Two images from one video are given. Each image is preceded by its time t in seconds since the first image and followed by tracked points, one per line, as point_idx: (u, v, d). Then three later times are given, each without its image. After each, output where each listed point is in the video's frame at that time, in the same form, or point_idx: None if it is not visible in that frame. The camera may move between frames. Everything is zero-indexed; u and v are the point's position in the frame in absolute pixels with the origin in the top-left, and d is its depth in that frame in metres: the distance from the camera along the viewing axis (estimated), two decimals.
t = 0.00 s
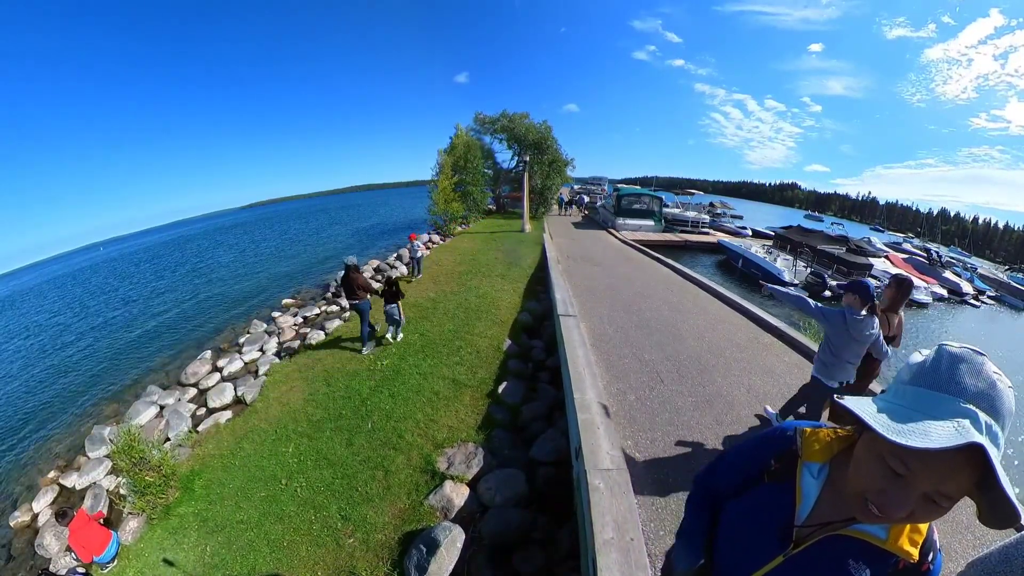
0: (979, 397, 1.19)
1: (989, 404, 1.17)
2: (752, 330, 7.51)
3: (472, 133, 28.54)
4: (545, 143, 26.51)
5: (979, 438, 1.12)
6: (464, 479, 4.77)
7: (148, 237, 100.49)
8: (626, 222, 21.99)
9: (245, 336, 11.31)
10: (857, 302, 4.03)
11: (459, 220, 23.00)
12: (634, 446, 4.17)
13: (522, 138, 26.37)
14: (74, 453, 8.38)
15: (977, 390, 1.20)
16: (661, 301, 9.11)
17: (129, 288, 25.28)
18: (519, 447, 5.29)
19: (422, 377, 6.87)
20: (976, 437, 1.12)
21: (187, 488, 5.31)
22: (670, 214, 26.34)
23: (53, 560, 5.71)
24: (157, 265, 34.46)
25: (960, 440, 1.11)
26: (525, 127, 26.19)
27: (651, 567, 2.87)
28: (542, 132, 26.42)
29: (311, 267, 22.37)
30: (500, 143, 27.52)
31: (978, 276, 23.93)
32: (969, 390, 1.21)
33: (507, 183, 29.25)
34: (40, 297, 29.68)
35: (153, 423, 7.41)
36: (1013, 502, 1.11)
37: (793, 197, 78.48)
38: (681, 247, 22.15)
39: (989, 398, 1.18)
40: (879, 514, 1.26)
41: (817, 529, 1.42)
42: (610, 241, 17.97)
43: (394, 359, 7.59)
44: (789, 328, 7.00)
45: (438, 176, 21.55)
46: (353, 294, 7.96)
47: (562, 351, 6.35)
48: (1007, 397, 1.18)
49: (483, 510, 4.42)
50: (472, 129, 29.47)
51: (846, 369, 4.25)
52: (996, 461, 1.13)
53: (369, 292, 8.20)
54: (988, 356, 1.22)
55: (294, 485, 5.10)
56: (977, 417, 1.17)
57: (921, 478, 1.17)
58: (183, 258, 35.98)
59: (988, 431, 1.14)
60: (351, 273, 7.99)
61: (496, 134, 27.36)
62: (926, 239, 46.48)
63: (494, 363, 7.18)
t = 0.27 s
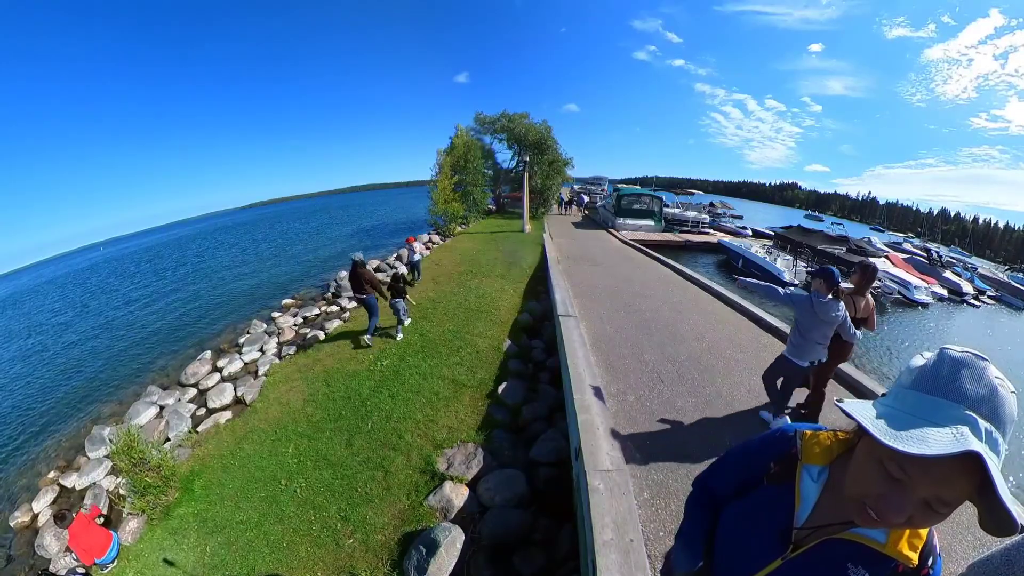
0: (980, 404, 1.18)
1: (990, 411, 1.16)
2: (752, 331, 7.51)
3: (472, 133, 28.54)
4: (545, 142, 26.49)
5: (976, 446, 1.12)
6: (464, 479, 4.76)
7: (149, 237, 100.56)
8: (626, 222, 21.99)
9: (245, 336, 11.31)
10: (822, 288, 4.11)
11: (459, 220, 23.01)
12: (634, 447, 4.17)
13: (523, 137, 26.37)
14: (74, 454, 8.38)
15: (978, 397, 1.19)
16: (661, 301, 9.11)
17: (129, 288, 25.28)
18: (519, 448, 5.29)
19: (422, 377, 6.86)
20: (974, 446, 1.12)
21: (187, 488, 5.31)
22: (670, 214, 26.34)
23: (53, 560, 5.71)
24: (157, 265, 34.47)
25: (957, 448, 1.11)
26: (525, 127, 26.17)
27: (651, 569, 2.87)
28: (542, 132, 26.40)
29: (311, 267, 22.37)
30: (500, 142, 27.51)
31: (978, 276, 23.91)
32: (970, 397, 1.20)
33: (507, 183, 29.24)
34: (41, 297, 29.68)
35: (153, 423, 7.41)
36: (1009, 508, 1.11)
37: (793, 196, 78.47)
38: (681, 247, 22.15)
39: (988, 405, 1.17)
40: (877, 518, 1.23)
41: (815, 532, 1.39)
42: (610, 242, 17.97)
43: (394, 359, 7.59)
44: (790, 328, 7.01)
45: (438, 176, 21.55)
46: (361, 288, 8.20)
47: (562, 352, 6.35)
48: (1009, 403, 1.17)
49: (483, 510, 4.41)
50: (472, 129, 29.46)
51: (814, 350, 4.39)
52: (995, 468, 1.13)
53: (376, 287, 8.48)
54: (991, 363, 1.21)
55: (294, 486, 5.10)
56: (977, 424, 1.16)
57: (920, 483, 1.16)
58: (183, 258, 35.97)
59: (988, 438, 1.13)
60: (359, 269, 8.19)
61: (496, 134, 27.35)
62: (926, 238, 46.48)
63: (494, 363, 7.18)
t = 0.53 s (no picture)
0: (977, 404, 1.17)
1: (988, 411, 1.15)
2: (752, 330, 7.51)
3: (472, 133, 28.52)
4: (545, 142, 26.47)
5: (973, 447, 1.12)
6: (464, 479, 4.77)
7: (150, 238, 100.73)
8: (626, 222, 21.99)
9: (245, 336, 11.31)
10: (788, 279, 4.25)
11: (459, 220, 23.01)
12: (634, 447, 4.17)
13: (522, 137, 26.36)
14: (74, 454, 8.38)
15: (976, 396, 1.18)
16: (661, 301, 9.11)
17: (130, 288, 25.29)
18: (519, 448, 5.29)
19: (422, 377, 6.86)
20: (970, 447, 1.12)
21: (187, 488, 5.31)
22: (670, 214, 26.33)
23: (53, 560, 5.71)
24: (157, 265, 34.48)
25: (954, 448, 1.10)
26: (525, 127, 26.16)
27: (651, 569, 2.87)
28: (542, 132, 26.39)
29: (311, 267, 22.35)
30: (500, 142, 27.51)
31: (978, 275, 23.91)
32: (968, 397, 1.18)
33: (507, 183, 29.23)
34: (41, 297, 29.70)
35: (153, 423, 7.41)
36: (1007, 508, 1.10)
37: (793, 196, 78.48)
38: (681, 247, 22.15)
39: (986, 405, 1.16)
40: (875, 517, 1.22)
41: (813, 532, 1.40)
42: (610, 242, 17.98)
43: (394, 359, 7.58)
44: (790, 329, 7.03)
45: (438, 176, 21.56)
46: (366, 282, 8.50)
47: (562, 351, 6.36)
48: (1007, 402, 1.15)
49: (483, 510, 4.41)
50: (472, 129, 29.43)
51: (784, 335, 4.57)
52: (992, 470, 1.12)
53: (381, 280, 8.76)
54: (991, 362, 1.19)
55: (294, 485, 5.10)
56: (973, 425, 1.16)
57: (917, 483, 1.15)
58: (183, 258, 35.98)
59: (985, 437, 1.13)
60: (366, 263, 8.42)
61: (496, 134, 27.34)
62: (926, 238, 46.50)
63: (494, 363, 7.18)
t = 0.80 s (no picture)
0: (972, 419, 1.16)
1: (981, 426, 1.14)
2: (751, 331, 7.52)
3: (472, 133, 28.54)
4: (545, 142, 26.47)
5: (962, 464, 1.11)
6: (462, 480, 4.78)
7: (150, 237, 100.79)
8: (626, 222, 21.98)
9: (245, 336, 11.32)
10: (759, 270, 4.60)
11: (459, 220, 23.02)
12: (631, 448, 4.17)
13: (522, 137, 26.36)
14: (75, 454, 8.40)
15: (970, 411, 1.15)
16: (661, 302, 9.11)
17: (130, 288, 25.32)
18: (518, 449, 5.30)
19: (422, 378, 6.86)
20: (960, 464, 1.11)
21: (186, 489, 5.32)
22: (670, 214, 26.32)
23: (53, 560, 5.73)
24: (158, 265, 34.51)
25: (941, 466, 1.10)
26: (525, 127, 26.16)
27: (648, 570, 2.88)
28: (542, 132, 26.39)
29: (311, 268, 22.36)
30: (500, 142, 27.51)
31: (978, 275, 23.90)
32: (962, 410, 1.16)
33: (507, 183, 29.24)
34: (42, 297, 29.74)
35: (153, 424, 7.42)
36: (996, 529, 1.10)
37: (793, 196, 78.40)
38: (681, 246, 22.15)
39: (981, 420, 1.14)
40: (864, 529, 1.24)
41: (805, 539, 1.37)
42: (610, 242, 17.98)
43: (393, 360, 7.58)
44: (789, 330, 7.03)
45: (438, 176, 21.56)
46: (373, 278, 8.75)
47: (561, 352, 6.37)
48: (1005, 417, 1.13)
49: (481, 511, 4.43)
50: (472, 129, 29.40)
51: (754, 322, 4.87)
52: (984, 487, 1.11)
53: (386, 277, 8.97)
54: (988, 375, 1.16)
55: (294, 486, 5.10)
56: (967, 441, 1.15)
57: (908, 499, 1.15)
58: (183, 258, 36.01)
59: (978, 454, 1.13)
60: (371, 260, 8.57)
61: (496, 134, 27.35)
62: (926, 238, 46.44)
63: (494, 364, 7.19)
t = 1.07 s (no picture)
0: (935, 427, 1.19)
1: (944, 434, 1.17)
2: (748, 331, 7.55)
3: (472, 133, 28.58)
4: (545, 142, 26.52)
5: (920, 470, 1.14)
6: (458, 479, 4.84)
7: (151, 237, 100.98)
8: (626, 222, 22.02)
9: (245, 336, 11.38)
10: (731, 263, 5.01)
11: (459, 220, 23.06)
12: (624, 448, 4.21)
13: (522, 137, 26.41)
14: (75, 453, 8.46)
15: (934, 418, 1.18)
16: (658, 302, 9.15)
17: (131, 288, 25.40)
18: (514, 448, 5.33)
19: (420, 378, 6.91)
20: (917, 470, 1.14)
21: (186, 487, 5.37)
22: (670, 213, 26.35)
23: (53, 558, 5.78)
24: (159, 265, 34.61)
25: (899, 473, 1.13)
26: (525, 127, 26.20)
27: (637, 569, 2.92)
28: (542, 132, 26.43)
29: (311, 268, 22.42)
30: (500, 142, 27.56)
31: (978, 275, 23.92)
32: (925, 418, 1.20)
33: (507, 183, 29.29)
34: (44, 296, 29.86)
35: (153, 423, 7.47)
36: (956, 547, 1.14)
37: (794, 196, 78.34)
38: (680, 246, 22.18)
39: (943, 428, 1.17)
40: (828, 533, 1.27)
41: (773, 541, 1.38)
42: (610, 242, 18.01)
43: (392, 360, 7.63)
44: (786, 330, 7.07)
45: (438, 176, 21.61)
46: (379, 274, 9.00)
47: (557, 352, 6.41)
48: (972, 424, 1.18)
49: (475, 510, 4.48)
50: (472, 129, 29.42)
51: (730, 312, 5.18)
52: (942, 493, 1.13)
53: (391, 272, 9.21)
54: (953, 383, 1.19)
55: (292, 484, 5.15)
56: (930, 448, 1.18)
57: (868, 507, 1.18)
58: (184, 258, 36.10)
59: (940, 462, 1.16)
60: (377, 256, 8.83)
61: (496, 134, 27.38)
62: (926, 237, 46.42)
63: (491, 364, 7.23)
